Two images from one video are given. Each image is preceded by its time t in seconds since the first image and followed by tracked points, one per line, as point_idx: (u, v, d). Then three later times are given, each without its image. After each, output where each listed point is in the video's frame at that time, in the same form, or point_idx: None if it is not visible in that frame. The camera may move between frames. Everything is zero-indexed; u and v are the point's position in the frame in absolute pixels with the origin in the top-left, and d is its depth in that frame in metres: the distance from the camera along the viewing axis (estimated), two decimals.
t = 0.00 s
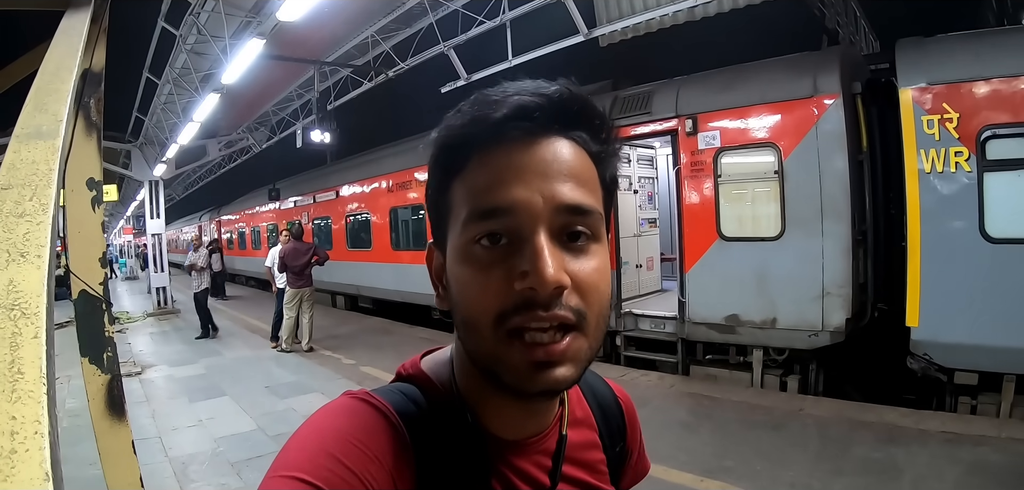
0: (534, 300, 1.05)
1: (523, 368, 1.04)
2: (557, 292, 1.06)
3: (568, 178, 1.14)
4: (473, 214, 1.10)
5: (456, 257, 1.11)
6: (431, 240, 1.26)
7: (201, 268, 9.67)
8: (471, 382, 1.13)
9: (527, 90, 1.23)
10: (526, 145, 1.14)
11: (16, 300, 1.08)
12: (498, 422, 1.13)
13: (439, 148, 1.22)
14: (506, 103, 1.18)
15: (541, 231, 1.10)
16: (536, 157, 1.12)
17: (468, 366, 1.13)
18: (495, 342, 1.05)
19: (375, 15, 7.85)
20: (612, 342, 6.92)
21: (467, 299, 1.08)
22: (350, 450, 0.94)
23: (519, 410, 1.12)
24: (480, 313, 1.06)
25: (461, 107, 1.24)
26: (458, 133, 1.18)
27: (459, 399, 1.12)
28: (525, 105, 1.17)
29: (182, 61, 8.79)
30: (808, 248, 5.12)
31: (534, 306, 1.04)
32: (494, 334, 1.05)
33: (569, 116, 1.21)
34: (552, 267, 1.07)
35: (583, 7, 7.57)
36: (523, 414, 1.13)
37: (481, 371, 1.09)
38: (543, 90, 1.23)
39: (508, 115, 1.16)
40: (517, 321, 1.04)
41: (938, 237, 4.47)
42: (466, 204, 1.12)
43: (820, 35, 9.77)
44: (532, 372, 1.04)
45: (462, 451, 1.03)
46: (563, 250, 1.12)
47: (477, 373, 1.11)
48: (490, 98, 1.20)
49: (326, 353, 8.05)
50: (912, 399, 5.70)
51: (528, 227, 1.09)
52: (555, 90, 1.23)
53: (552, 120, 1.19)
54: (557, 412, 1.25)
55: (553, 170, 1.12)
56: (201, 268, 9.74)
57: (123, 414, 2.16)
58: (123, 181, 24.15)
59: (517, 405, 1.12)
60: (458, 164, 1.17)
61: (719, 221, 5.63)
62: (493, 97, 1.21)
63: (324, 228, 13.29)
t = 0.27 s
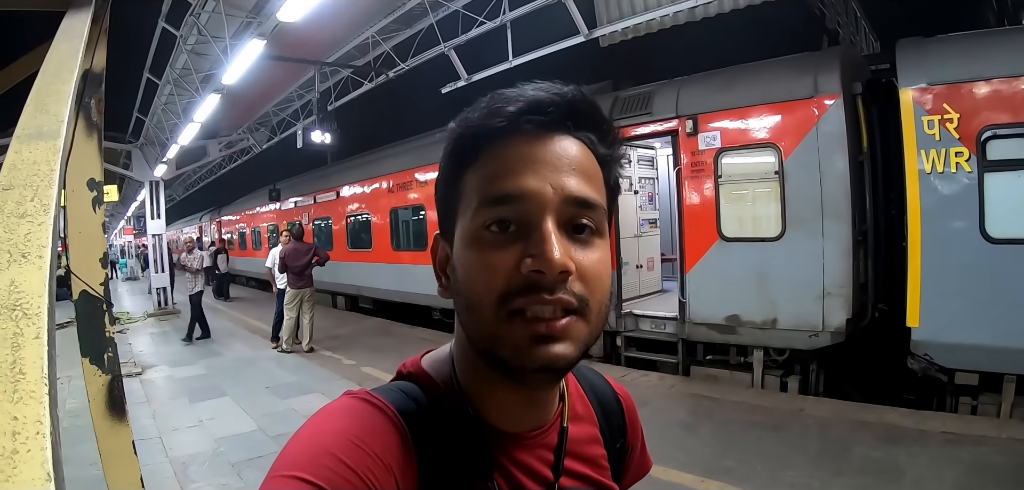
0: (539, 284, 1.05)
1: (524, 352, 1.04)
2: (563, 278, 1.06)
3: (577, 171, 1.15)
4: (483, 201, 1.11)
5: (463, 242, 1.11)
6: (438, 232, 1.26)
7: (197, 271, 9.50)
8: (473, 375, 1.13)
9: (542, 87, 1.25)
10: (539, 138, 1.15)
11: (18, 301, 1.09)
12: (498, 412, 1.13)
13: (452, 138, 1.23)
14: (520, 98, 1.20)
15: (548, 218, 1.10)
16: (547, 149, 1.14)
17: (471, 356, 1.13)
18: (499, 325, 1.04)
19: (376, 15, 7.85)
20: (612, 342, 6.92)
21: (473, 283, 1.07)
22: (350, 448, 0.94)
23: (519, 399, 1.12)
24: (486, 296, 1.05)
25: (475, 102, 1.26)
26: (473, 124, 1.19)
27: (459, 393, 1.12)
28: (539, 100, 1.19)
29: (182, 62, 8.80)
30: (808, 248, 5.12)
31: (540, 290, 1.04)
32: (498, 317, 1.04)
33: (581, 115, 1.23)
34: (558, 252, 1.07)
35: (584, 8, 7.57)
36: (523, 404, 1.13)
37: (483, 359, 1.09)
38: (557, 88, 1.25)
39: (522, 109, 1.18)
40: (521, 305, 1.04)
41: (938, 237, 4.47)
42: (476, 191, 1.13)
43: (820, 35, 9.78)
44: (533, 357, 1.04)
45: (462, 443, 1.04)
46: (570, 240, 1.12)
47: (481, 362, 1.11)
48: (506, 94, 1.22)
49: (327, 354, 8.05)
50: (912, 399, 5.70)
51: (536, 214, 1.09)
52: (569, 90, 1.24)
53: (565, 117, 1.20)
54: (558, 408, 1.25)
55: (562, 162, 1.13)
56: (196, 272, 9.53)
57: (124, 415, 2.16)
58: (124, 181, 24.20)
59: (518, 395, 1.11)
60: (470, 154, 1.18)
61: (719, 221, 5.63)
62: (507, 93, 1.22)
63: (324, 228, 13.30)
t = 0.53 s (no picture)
0: (539, 287, 1.05)
1: (524, 355, 1.04)
2: (564, 280, 1.06)
3: (578, 174, 1.14)
4: (485, 202, 1.11)
5: (464, 244, 1.11)
6: (439, 232, 1.26)
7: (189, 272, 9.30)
8: (472, 375, 1.13)
9: (545, 88, 1.24)
10: (541, 140, 1.15)
11: (17, 301, 1.08)
12: (497, 414, 1.13)
13: (453, 138, 1.22)
14: (523, 99, 1.19)
15: (549, 221, 1.10)
16: (549, 151, 1.13)
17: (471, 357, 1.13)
18: (499, 327, 1.04)
19: (375, 16, 7.85)
20: (612, 343, 6.92)
21: (473, 285, 1.07)
22: (348, 449, 0.94)
23: (518, 401, 1.12)
24: (487, 298, 1.05)
25: (477, 102, 1.26)
26: (474, 125, 1.18)
27: (458, 394, 1.11)
28: (542, 102, 1.19)
29: (182, 62, 8.80)
30: (808, 249, 5.12)
31: (540, 293, 1.04)
32: (497, 319, 1.04)
33: (584, 117, 1.22)
34: (559, 255, 1.07)
35: (584, 8, 7.57)
36: (521, 405, 1.13)
37: (482, 361, 1.09)
38: (561, 89, 1.24)
39: (525, 110, 1.18)
40: (521, 307, 1.03)
41: (938, 238, 4.48)
42: (478, 192, 1.13)
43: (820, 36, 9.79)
44: (533, 359, 1.03)
45: (460, 445, 1.03)
46: (570, 243, 1.12)
47: (480, 364, 1.11)
48: (508, 95, 1.22)
49: (327, 354, 8.05)
50: (912, 400, 5.71)
51: (537, 217, 1.09)
52: (571, 90, 1.24)
53: (568, 119, 1.20)
54: (555, 408, 1.25)
55: (563, 164, 1.13)
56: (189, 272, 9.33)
57: (123, 415, 2.16)
58: (124, 181, 24.21)
59: (517, 396, 1.11)
60: (471, 154, 1.18)
61: (719, 222, 5.63)
62: (509, 93, 1.22)
63: (324, 229, 13.30)
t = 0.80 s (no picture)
0: (525, 292, 1.05)
1: (524, 357, 1.05)
2: (547, 280, 1.06)
3: (548, 170, 1.14)
4: (460, 213, 1.11)
5: (446, 257, 1.11)
6: (422, 245, 1.26)
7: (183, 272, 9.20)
8: (467, 379, 1.13)
9: (501, 86, 1.21)
10: (504, 141, 1.13)
11: (18, 301, 1.09)
12: (498, 416, 1.13)
13: (420, 152, 1.21)
14: (480, 102, 1.17)
15: (526, 223, 1.10)
16: (514, 152, 1.12)
17: (463, 361, 1.13)
18: (489, 334, 1.05)
19: (375, 16, 7.85)
20: (612, 343, 6.92)
21: (459, 295, 1.08)
22: (349, 449, 0.94)
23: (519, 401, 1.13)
24: (473, 308, 1.06)
25: (438, 110, 1.24)
26: (438, 137, 1.17)
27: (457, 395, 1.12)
28: (500, 103, 1.16)
29: (182, 62, 8.80)
30: (807, 250, 5.12)
31: (526, 297, 1.05)
32: (487, 327, 1.05)
33: (544, 109, 1.20)
34: (539, 256, 1.07)
35: (584, 9, 7.56)
36: (521, 405, 1.13)
37: (476, 365, 1.09)
38: (515, 86, 1.21)
39: (484, 114, 1.15)
40: (509, 313, 1.04)
41: (938, 239, 4.49)
42: (452, 204, 1.12)
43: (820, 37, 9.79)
44: (531, 360, 1.05)
45: (463, 449, 1.03)
46: (550, 241, 1.12)
47: (474, 367, 1.12)
48: (466, 99, 1.19)
49: (326, 354, 8.05)
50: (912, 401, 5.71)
51: (514, 222, 1.09)
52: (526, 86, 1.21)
53: (527, 116, 1.17)
54: (554, 408, 1.25)
55: (532, 163, 1.12)
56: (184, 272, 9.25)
57: (123, 415, 2.16)
58: (124, 181, 24.21)
59: (516, 397, 1.12)
60: (440, 167, 1.17)
61: (719, 223, 5.63)
62: (466, 96, 1.20)
63: (324, 229, 13.31)
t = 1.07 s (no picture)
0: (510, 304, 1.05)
1: (513, 367, 1.05)
2: (533, 291, 1.06)
3: (534, 178, 1.13)
4: (445, 224, 1.11)
5: (434, 267, 1.12)
6: (414, 252, 1.27)
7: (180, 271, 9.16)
8: (462, 385, 1.13)
9: (484, 93, 1.21)
10: (487, 150, 1.13)
11: (19, 300, 1.09)
12: (493, 422, 1.13)
13: (406, 162, 1.22)
14: (464, 111, 1.17)
15: (512, 234, 1.10)
16: (498, 161, 1.12)
17: (457, 367, 1.13)
18: (477, 345, 1.06)
19: (377, 17, 7.86)
20: (612, 345, 6.91)
21: (447, 306, 1.09)
22: (346, 449, 0.94)
23: (515, 407, 1.13)
24: (461, 319, 1.06)
25: (424, 117, 1.25)
26: (422, 147, 1.18)
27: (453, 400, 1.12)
28: (482, 112, 1.16)
29: (183, 62, 8.82)
30: (808, 253, 5.13)
31: (512, 309, 1.05)
32: (476, 338, 1.05)
33: (527, 115, 1.20)
34: (525, 268, 1.07)
35: (585, 11, 7.57)
36: (515, 411, 1.14)
37: (468, 373, 1.09)
38: (497, 93, 1.21)
39: (467, 122, 1.15)
40: (496, 325, 1.05)
41: (938, 241, 4.48)
42: (437, 215, 1.13)
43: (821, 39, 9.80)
44: (522, 369, 1.05)
45: (458, 453, 1.02)
46: (536, 250, 1.12)
47: (467, 374, 1.12)
48: (449, 108, 1.19)
49: (327, 355, 8.05)
50: (912, 404, 5.70)
51: (499, 233, 1.09)
52: (509, 92, 1.21)
53: (509, 123, 1.17)
54: (552, 412, 1.25)
55: (517, 172, 1.12)
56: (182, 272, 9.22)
57: (123, 415, 2.16)
58: (125, 181, 24.24)
59: (511, 404, 1.12)
60: (426, 177, 1.17)
61: (719, 225, 5.63)
62: (450, 105, 1.20)
63: (325, 229, 13.31)
